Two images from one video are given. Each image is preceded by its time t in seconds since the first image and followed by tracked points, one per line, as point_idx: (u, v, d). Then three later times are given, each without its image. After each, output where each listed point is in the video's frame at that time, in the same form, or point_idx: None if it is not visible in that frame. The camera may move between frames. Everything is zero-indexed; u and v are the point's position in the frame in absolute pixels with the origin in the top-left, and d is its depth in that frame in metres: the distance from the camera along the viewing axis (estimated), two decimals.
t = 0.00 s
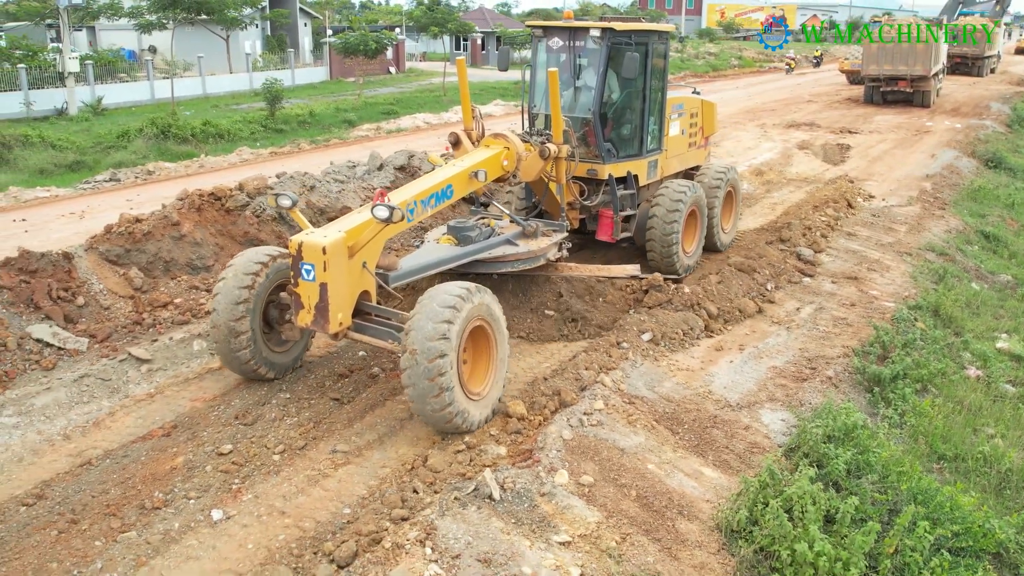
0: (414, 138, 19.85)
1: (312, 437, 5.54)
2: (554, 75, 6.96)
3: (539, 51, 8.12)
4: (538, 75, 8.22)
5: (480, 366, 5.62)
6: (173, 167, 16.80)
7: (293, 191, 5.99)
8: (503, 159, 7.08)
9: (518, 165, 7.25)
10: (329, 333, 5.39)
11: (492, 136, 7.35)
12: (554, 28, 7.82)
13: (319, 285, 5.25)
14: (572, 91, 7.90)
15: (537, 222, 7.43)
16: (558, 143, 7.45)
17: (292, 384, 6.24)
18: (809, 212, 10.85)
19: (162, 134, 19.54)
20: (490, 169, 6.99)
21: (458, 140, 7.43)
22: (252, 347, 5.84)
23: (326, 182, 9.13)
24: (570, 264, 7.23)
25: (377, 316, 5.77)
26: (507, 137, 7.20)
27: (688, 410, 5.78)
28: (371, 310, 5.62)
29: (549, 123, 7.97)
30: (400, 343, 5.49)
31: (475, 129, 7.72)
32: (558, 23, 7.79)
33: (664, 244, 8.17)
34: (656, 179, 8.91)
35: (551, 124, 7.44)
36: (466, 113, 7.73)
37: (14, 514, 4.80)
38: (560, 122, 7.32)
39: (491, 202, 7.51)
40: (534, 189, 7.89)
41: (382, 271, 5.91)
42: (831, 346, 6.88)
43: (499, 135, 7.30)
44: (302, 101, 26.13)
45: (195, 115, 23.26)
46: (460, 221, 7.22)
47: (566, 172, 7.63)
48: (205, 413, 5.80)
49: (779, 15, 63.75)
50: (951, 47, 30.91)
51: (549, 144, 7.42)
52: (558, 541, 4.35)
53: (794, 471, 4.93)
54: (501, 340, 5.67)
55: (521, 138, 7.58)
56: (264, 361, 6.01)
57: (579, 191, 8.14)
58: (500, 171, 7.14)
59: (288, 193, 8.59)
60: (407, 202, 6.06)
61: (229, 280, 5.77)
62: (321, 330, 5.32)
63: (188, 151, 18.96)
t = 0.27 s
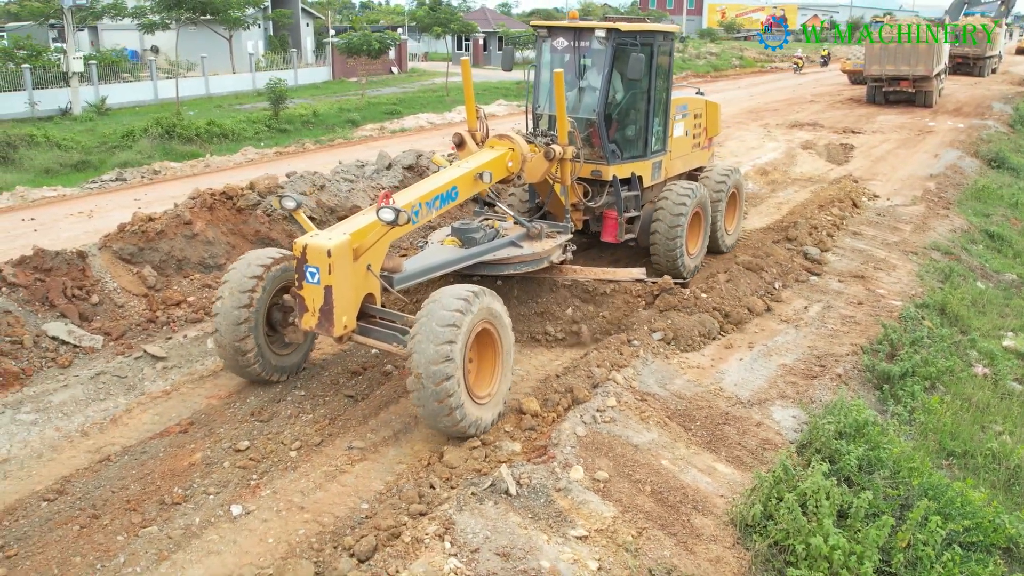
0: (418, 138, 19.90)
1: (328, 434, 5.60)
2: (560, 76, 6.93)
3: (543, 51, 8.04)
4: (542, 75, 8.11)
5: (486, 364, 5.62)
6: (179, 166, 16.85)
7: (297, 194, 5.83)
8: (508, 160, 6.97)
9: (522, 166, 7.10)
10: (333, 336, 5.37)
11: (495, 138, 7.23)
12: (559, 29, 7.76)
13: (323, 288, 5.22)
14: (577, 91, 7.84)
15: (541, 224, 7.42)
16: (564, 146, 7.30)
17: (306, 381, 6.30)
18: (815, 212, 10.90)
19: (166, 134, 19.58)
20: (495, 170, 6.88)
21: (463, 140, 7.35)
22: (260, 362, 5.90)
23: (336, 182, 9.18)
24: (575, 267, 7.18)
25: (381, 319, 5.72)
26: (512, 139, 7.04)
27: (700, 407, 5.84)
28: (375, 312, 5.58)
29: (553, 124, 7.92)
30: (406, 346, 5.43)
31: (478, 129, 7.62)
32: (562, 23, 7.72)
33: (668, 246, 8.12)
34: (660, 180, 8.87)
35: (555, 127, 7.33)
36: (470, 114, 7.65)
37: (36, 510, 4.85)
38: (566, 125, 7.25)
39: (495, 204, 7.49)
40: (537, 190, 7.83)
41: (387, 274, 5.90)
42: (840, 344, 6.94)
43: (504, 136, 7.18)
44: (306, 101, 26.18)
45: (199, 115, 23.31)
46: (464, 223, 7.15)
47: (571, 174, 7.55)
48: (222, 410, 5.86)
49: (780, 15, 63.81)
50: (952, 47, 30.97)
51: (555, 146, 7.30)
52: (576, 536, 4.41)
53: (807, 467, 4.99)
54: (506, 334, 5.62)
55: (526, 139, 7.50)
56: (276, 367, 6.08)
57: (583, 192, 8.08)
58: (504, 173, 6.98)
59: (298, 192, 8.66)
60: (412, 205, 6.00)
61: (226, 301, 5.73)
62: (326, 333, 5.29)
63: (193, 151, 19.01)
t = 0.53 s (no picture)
0: (422, 138, 19.95)
1: (343, 431, 5.64)
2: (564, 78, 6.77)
3: (548, 53, 8.03)
4: (546, 76, 8.09)
5: (494, 364, 5.56)
6: (185, 166, 16.89)
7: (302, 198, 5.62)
8: (512, 162, 6.91)
9: (528, 169, 7.07)
10: (339, 341, 5.30)
11: (500, 139, 7.12)
12: (563, 29, 7.70)
13: (329, 292, 5.16)
14: (581, 92, 7.77)
15: (548, 226, 7.33)
16: (570, 148, 7.19)
17: (320, 379, 6.35)
18: (821, 211, 10.95)
19: (171, 133, 19.61)
20: (500, 172, 6.83)
21: (467, 141, 7.17)
22: (272, 374, 5.92)
23: (346, 181, 9.23)
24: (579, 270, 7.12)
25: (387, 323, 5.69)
26: (517, 139, 6.99)
27: (712, 404, 5.89)
28: (381, 316, 5.55)
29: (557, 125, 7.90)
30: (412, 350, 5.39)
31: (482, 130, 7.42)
32: (567, 23, 7.65)
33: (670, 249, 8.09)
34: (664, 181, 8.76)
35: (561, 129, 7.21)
36: (475, 115, 7.48)
37: (57, 506, 4.89)
38: (572, 124, 7.10)
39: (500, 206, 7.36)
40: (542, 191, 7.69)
41: (393, 277, 5.86)
42: (849, 342, 6.99)
43: (508, 138, 7.07)
44: (309, 101, 26.22)
45: (203, 115, 23.35)
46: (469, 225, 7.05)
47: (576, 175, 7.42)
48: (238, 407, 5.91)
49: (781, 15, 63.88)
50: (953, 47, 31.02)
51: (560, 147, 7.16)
52: (593, 531, 4.45)
53: (820, 463, 5.04)
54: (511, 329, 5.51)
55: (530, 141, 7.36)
56: (288, 371, 6.10)
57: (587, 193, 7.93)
58: (510, 174, 6.95)
59: (309, 191, 8.71)
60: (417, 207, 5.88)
61: (227, 324, 5.64)
62: (332, 337, 5.23)
63: (198, 150, 19.05)
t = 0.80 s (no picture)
0: (426, 138, 19.99)
1: (358, 428, 5.69)
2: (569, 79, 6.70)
3: (550, 52, 7.96)
4: (548, 76, 8.02)
5: (500, 362, 5.51)
6: (190, 166, 16.93)
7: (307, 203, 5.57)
8: (516, 163, 6.77)
9: (532, 170, 6.92)
10: (343, 346, 5.22)
11: (504, 139, 6.95)
12: (566, 30, 7.65)
13: (334, 296, 5.09)
14: (583, 92, 7.70)
15: (551, 228, 7.20)
16: (574, 149, 7.14)
17: (333, 377, 6.39)
18: (826, 210, 10.99)
19: (175, 133, 19.65)
20: (503, 174, 6.70)
21: (469, 144, 7.12)
22: (282, 382, 5.97)
23: (355, 181, 9.28)
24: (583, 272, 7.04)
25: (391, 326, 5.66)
26: (520, 141, 6.83)
27: (723, 401, 5.95)
28: (385, 320, 5.50)
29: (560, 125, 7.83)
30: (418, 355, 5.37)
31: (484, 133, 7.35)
32: (571, 23, 7.61)
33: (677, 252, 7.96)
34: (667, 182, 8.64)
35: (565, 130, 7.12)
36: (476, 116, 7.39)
37: (76, 502, 4.93)
38: (576, 126, 7.03)
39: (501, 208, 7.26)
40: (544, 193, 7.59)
41: (396, 280, 5.74)
42: (858, 341, 7.04)
43: (512, 139, 6.91)
44: (312, 101, 26.27)
45: (207, 114, 23.38)
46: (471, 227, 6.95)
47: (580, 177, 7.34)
48: (253, 404, 5.95)
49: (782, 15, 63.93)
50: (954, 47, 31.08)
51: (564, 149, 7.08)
52: (609, 526, 4.50)
53: (832, 459, 5.08)
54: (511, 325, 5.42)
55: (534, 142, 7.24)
56: (299, 372, 6.13)
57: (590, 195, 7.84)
58: (514, 176, 6.81)
59: (318, 190, 8.76)
60: (422, 210, 5.82)
61: (229, 346, 5.62)
62: (337, 342, 5.15)
63: (202, 150, 19.09)
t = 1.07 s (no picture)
0: (428, 138, 20.03)
1: (369, 425, 5.73)
2: (570, 79, 6.58)
3: (550, 52, 7.78)
4: (548, 77, 7.84)
5: (504, 362, 5.44)
6: (194, 166, 16.96)
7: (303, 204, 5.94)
8: (517, 164, 6.71)
9: (533, 172, 6.84)
10: (345, 350, 5.18)
11: (505, 141, 6.92)
12: (566, 30, 7.48)
13: (334, 300, 5.05)
14: (583, 93, 7.52)
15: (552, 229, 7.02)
16: (575, 149, 7.02)
17: (344, 375, 6.44)
18: (830, 209, 11.04)
19: (178, 133, 19.68)
20: (504, 175, 6.63)
21: (470, 145, 7.12)
22: (291, 386, 6.03)
23: (362, 180, 9.33)
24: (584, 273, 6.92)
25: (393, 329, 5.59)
26: (521, 143, 6.78)
27: (732, 399, 6.00)
28: (387, 323, 5.43)
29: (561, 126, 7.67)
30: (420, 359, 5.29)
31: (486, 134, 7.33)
32: (570, 23, 7.44)
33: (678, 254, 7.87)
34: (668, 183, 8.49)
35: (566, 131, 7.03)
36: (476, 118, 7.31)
37: (92, 499, 4.97)
38: (577, 127, 6.94)
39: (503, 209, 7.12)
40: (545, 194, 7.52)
41: (398, 283, 5.66)
42: (864, 338, 7.10)
43: (513, 141, 6.87)
44: (314, 101, 26.30)
45: (209, 114, 23.42)
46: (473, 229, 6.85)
47: (581, 178, 7.27)
48: (264, 401, 5.99)
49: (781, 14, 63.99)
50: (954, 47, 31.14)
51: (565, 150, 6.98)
52: (621, 522, 4.54)
53: (841, 455, 5.13)
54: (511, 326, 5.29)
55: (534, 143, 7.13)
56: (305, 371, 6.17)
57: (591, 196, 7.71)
58: (515, 178, 6.73)
59: (325, 189, 8.81)
60: (424, 211, 5.75)
61: (230, 366, 5.63)
62: (337, 346, 5.11)
63: (205, 150, 19.13)
